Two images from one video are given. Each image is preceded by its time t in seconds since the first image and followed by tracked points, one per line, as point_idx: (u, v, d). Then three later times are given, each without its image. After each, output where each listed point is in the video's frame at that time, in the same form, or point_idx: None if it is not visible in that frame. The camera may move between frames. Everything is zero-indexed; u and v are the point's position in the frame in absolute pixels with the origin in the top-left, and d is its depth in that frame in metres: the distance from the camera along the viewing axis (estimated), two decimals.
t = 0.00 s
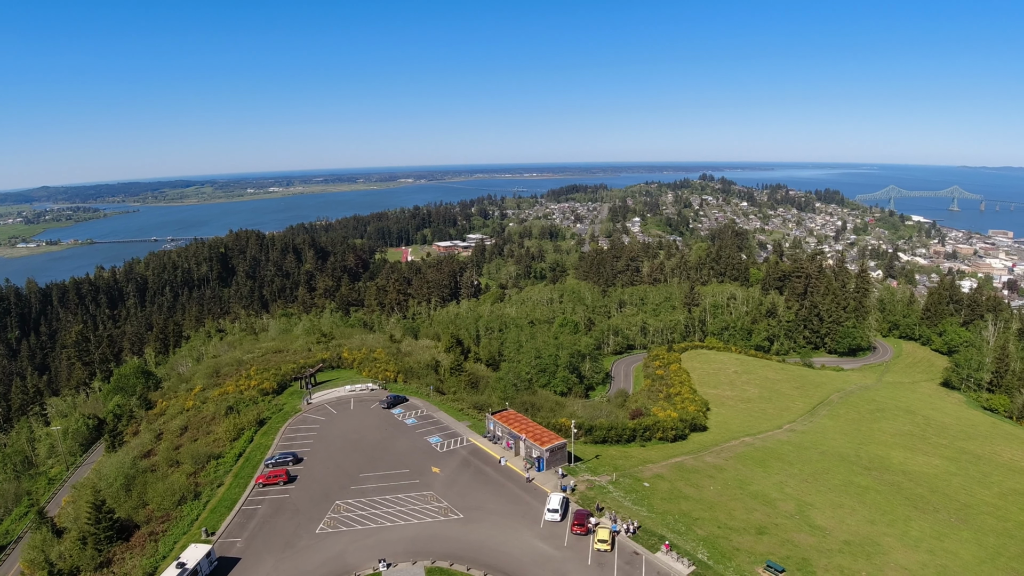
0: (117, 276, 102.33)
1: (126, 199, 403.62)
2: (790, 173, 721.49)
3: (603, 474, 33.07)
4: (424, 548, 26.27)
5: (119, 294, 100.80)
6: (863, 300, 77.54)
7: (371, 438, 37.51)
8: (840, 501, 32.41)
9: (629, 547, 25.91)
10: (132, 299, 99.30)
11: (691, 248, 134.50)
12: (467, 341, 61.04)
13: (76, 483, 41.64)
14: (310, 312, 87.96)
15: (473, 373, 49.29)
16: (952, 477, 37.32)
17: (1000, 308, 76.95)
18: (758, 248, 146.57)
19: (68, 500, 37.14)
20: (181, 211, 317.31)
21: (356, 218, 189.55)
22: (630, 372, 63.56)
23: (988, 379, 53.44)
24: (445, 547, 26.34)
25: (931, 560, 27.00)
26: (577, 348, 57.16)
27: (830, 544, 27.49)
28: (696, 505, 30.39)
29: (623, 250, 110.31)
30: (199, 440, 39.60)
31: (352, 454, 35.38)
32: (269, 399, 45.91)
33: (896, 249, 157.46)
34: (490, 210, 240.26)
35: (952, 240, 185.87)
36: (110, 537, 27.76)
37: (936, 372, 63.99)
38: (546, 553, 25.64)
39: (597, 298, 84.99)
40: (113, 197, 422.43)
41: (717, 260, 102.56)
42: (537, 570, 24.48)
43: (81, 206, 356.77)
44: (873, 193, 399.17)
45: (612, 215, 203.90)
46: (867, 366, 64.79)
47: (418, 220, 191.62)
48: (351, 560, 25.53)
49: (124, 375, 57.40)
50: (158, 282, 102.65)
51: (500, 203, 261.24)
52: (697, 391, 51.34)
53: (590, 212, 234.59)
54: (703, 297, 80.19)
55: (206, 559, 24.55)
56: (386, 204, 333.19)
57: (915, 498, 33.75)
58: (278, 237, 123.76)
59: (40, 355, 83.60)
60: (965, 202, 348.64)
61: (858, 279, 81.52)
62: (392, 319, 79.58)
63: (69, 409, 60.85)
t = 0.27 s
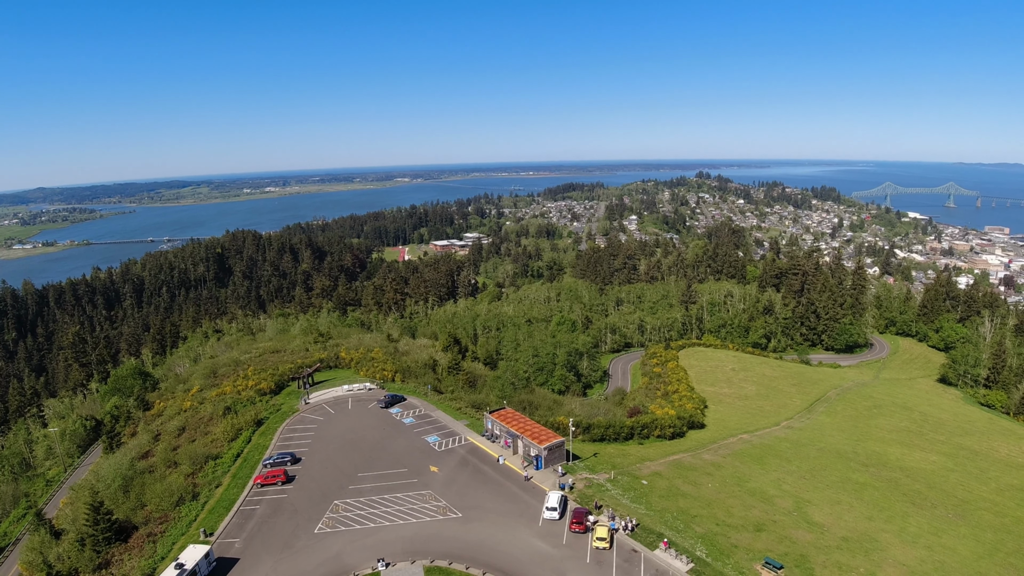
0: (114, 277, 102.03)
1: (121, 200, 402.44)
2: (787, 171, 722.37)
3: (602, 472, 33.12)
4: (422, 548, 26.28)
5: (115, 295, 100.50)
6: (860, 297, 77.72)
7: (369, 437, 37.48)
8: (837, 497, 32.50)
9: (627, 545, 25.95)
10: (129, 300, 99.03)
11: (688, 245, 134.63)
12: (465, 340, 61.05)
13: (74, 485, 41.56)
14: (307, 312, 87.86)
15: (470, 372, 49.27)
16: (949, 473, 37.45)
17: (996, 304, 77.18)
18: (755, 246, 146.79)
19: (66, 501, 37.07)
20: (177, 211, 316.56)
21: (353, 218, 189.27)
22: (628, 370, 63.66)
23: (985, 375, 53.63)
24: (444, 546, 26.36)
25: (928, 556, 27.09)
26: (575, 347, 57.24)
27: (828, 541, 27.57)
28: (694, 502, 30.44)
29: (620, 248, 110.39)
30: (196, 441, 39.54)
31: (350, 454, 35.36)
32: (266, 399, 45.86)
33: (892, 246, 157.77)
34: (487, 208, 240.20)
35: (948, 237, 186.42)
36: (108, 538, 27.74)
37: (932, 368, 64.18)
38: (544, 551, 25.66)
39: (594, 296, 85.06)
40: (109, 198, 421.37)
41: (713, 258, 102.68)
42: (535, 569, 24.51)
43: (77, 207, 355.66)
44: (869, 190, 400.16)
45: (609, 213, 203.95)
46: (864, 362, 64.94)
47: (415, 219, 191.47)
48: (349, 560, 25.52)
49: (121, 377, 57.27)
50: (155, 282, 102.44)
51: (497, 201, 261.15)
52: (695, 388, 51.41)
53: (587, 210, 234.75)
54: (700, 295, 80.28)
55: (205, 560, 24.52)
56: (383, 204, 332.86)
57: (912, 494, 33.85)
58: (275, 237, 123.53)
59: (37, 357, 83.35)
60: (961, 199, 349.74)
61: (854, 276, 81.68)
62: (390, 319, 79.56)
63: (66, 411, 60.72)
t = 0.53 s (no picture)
0: (114, 276, 101.98)
1: (121, 199, 402.10)
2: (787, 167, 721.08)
3: (602, 469, 33.14)
4: (424, 545, 26.33)
5: (116, 294, 100.43)
6: (860, 293, 77.67)
7: (370, 435, 37.49)
8: (838, 493, 32.54)
9: (628, 541, 26.00)
10: (129, 298, 99.04)
11: (688, 241, 134.52)
12: (465, 337, 61.13)
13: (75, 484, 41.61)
14: (307, 310, 87.88)
15: (471, 369, 49.27)
16: (949, 468, 37.49)
17: (996, 300, 77.14)
18: (755, 242, 146.75)
19: (67, 500, 37.10)
20: (177, 210, 316.39)
21: (353, 215, 189.17)
22: (628, 367, 63.69)
23: (986, 370, 53.65)
24: (445, 542, 26.40)
25: (929, 551, 27.14)
26: (575, 344, 57.24)
27: (829, 536, 27.62)
28: (695, 498, 30.48)
29: (620, 244, 110.29)
30: (197, 439, 39.55)
31: (351, 451, 35.35)
32: (267, 396, 45.91)
33: (892, 242, 157.70)
34: (486, 205, 240.01)
35: (948, 233, 186.36)
36: (110, 536, 27.77)
37: (933, 364, 64.21)
38: (545, 548, 25.69)
39: (594, 292, 85.05)
40: (108, 196, 420.92)
41: (713, 254, 102.61)
42: (536, 565, 24.56)
43: (77, 205, 355.45)
44: (869, 186, 399.74)
45: (609, 210, 203.66)
46: (865, 358, 64.97)
47: (414, 217, 191.32)
48: (350, 557, 25.56)
49: (122, 375, 57.31)
50: (155, 281, 102.33)
51: (496, 198, 260.92)
52: (695, 384, 51.46)
53: (586, 206, 234.54)
54: (700, 291, 80.25)
55: (207, 557, 24.56)
56: (383, 201, 332.60)
57: (913, 490, 33.91)
58: (275, 234, 123.39)
59: (38, 355, 83.41)
60: (961, 194, 349.47)
61: (854, 272, 81.62)
62: (390, 316, 79.60)
63: (67, 409, 60.74)
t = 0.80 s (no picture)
0: (111, 274, 101.71)
1: (117, 196, 400.65)
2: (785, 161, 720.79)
3: (601, 463, 33.22)
4: (423, 540, 26.37)
5: (113, 292, 100.21)
6: (858, 285, 77.77)
7: (369, 431, 37.50)
8: (836, 485, 32.65)
9: (627, 535, 26.08)
10: (127, 296, 98.80)
11: (686, 235, 134.42)
12: (463, 333, 61.12)
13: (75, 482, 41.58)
14: (305, 306, 87.80)
15: (469, 364, 49.27)
16: (947, 460, 37.63)
17: (993, 292, 77.26)
18: (753, 236, 146.68)
19: (67, 498, 37.10)
20: (174, 207, 315.38)
21: (350, 211, 188.74)
22: (626, 361, 63.79)
23: (983, 363, 53.84)
24: (444, 538, 26.46)
25: (927, 543, 27.27)
26: (573, 338, 57.29)
27: (827, 529, 27.74)
28: (694, 491, 30.57)
29: (618, 239, 110.20)
30: (196, 436, 39.53)
31: (350, 447, 35.37)
32: (266, 393, 45.88)
33: (889, 235, 157.79)
34: (484, 201, 239.51)
35: (946, 225, 186.44)
36: (110, 534, 27.79)
37: (930, 356, 64.35)
38: (545, 542, 25.75)
39: (592, 287, 85.02)
40: (104, 194, 419.20)
41: (711, 248, 102.60)
42: (536, 559, 24.63)
43: (73, 203, 354.17)
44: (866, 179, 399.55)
45: (606, 204, 203.39)
46: (862, 351, 65.10)
47: (412, 212, 190.92)
48: (350, 553, 25.59)
49: (120, 373, 57.23)
50: (153, 278, 102.09)
51: (494, 193, 260.39)
52: (693, 378, 51.53)
53: (584, 201, 234.24)
54: (698, 285, 80.27)
55: (207, 555, 24.57)
56: (380, 197, 331.95)
57: (911, 482, 34.04)
58: (272, 231, 123.08)
59: (36, 354, 83.25)
60: (958, 186, 349.45)
61: (852, 265, 81.65)
62: (388, 312, 79.55)
63: (66, 408, 60.68)
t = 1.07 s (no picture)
0: (111, 273, 101.69)
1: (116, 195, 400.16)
2: (785, 156, 719.60)
3: (601, 459, 33.26)
4: (424, 537, 26.44)
5: (113, 290, 100.23)
6: (857, 280, 77.79)
7: (369, 428, 37.54)
8: (836, 480, 32.72)
9: (628, 530, 26.14)
10: (126, 295, 98.81)
11: (685, 231, 134.29)
12: (463, 329, 61.19)
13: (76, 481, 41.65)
14: (305, 303, 87.80)
15: (469, 361, 49.27)
16: (947, 455, 37.70)
17: (993, 286, 77.31)
18: (752, 231, 146.56)
19: (68, 497, 37.17)
20: (173, 205, 315.02)
21: (350, 208, 188.61)
22: (626, 356, 63.83)
23: (983, 357, 53.98)
24: (445, 534, 26.53)
25: (928, 537, 27.34)
26: (573, 334, 57.31)
27: (828, 523, 27.82)
28: (694, 486, 30.65)
29: (617, 234, 110.14)
30: (197, 434, 39.58)
31: (351, 444, 35.42)
32: (266, 391, 45.96)
33: (889, 229, 157.77)
34: (483, 197, 239.21)
35: (945, 219, 186.39)
36: (112, 533, 27.86)
37: (930, 351, 64.41)
38: (546, 538, 25.82)
39: (591, 283, 85.00)
40: (103, 192, 418.93)
41: (711, 243, 102.55)
42: (536, 555, 24.70)
43: (72, 202, 353.76)
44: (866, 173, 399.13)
45: (606, 200, 203.26)
46: (862, 346, 65.17)
47: (411, 209, 190.73)
48: (352, 550, 25.66)
49: (121, 371, 57.27)
50: (152, 277, 102.06)
51: (493, 189, 260.13)
52: (693, 373, 51.58)
53: (584, 197, 233.96)
54: (698, 281, 80.26)
55: (209, 552, 24.61)
56: (379, 194, 331.76)
57: (911, 476, 34.11)
58: (271, 228, 123.00)
59: (36, 353, 83.30)
60: (958, 181, 349.17)
61: (851, 260, 81.62)
62: (388, 309, 79.58)
63: (66, 407, 60.76)
